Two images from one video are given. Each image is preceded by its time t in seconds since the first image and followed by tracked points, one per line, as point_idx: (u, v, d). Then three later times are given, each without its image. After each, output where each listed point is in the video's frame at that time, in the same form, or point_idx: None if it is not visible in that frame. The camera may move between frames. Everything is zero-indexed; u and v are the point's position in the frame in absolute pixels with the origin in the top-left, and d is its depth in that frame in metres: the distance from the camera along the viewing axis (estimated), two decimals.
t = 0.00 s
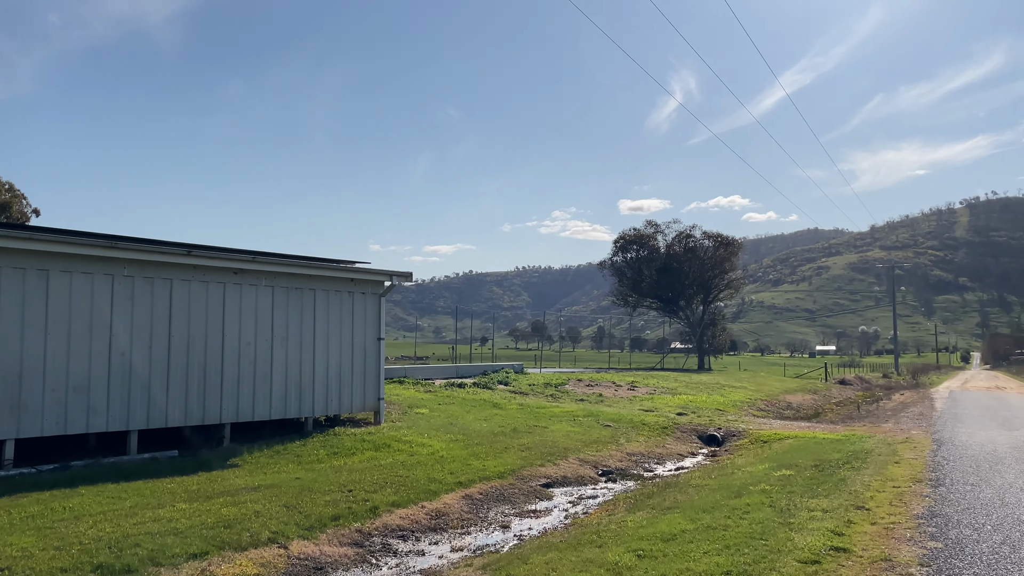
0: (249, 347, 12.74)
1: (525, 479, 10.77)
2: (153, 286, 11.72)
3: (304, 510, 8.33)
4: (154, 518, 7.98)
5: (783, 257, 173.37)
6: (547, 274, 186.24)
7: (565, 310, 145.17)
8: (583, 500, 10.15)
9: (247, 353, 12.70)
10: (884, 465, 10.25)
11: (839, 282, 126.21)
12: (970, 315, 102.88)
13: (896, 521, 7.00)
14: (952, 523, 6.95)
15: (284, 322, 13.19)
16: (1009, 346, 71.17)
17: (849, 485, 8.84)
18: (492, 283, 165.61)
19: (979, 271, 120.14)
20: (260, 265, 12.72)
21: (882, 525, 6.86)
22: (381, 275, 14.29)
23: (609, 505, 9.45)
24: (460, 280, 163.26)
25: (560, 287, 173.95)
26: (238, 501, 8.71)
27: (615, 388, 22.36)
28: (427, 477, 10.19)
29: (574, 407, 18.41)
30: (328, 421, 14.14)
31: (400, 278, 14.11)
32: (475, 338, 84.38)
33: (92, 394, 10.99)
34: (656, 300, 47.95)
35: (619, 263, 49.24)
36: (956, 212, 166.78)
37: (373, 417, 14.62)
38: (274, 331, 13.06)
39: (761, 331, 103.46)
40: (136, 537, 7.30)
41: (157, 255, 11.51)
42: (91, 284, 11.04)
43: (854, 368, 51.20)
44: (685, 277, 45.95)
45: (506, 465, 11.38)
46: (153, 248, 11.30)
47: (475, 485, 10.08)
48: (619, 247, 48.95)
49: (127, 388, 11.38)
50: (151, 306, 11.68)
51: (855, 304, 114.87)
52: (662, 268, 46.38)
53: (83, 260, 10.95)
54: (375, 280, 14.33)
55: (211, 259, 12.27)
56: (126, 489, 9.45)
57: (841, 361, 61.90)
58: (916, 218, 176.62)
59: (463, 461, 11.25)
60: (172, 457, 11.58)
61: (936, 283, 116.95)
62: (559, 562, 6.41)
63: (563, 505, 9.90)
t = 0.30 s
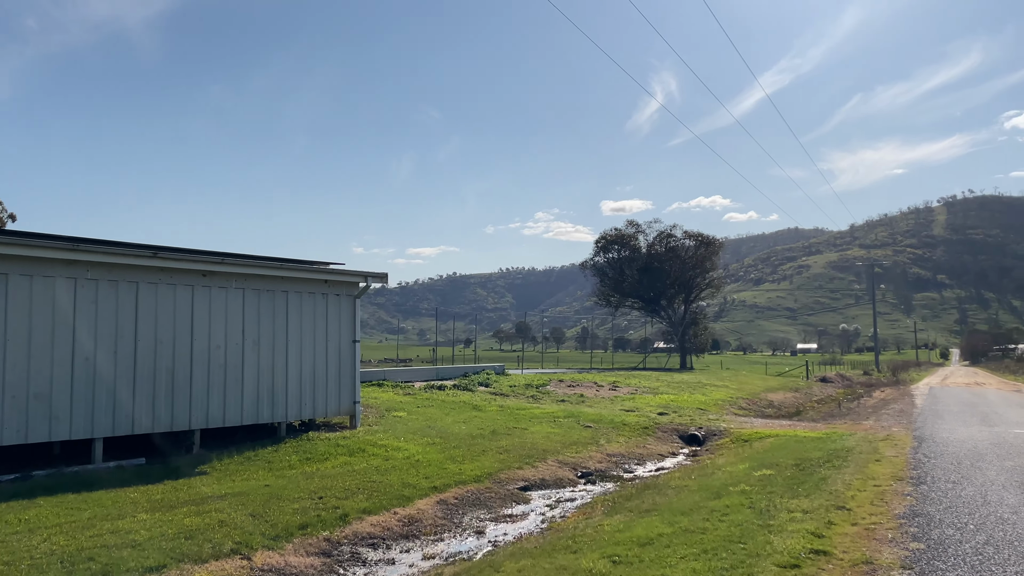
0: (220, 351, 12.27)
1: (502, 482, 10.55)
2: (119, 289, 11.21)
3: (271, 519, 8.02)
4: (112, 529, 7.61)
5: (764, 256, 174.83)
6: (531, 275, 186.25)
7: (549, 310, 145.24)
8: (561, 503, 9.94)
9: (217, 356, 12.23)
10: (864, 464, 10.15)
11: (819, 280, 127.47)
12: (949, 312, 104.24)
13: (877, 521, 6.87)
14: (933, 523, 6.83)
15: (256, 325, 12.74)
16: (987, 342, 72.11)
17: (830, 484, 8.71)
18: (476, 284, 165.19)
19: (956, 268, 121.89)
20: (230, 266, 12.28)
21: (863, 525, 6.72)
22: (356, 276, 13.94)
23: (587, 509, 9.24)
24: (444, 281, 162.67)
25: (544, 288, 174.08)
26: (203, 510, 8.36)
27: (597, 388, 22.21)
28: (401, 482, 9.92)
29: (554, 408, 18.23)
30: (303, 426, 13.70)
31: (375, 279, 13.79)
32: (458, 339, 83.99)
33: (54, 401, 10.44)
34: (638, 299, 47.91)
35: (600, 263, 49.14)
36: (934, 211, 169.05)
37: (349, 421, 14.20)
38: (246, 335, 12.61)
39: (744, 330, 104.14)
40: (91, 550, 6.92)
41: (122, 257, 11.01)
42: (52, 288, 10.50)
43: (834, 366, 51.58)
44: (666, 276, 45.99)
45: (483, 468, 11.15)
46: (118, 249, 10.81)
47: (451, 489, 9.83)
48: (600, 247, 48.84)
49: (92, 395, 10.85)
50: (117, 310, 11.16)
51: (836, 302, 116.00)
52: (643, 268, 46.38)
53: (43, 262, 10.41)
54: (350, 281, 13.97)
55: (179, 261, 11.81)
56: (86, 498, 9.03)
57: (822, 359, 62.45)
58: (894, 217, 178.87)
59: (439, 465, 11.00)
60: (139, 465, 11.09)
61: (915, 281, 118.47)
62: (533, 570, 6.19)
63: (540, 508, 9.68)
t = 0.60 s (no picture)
0: (192, 354, 11.86)
1: (483, 487, 10.27)
2: (85, 292, 10.76)
3: (239, 529, 7.67)
4: (69, 543, 7.24)
5: (753, 255, 175.57)
6: (520, 275, 186.08)
7: (539, 311, 145.07)
8: (542, 508, 9.68)
9: (188, 360, 11.82)
10: (852, 463, 9.95)
11: (807, 279, 128.06)
12: (936, 309, 104.89)
13: (865, 524, 6.64)
14: (924, 526, 6.60)
15: (228, 328, 12.34)
16: (974, 339, 72.51)
17: (817, 486, 8.49)
18: (465, 285, 164.75)
19: (943, 266, 122.83)
20: (202, 268, 11.88)
21: (851, 529, 6.48)
22: (333, 277, 13.59)
23: (568, 514, 8.98)
24: (433, 283, 162.14)
25: (534, 289, 173.98)
26: (167, 521, 8.00)
27: (584, 389, 21.99)
28: (377, 489, 9.61)
29: (540, 409, 17.98)
30: (279, 431, 13.31)
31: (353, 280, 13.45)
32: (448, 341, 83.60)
33: (16, 409, 9.96)
34: (625, 299, 47.74)
35: (588, 263, 48.93)
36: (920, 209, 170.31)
37: (327, 425, 13.85)
38: (218, 337, 12.21)
39: (733, 328, 104.42)
40: (42, 566, 6.53)
41: (88, 259, 10.57)
42: (13, 292, 10.02)
43: (823, 364, 51.73)
44: (653, 276, 45.90)
45: (464, 472, 10.87)
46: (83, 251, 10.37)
47: (429, 495, 9.54)
48: (587, 247, 48.63)
49: (57, 402, 10.39)
50: (83, 314, 10.71)
51: (824, 300, 116.51)
52: (630, 268, 46.29)
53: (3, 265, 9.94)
54: (327, 282, 13.61)
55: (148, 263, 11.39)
56: (46, 510, 8.62)
57: (812, 357, 62.58)
58: (881, 215, 180.07)
59: (418, 470, 10.71)
60: (108, 473, 10.64)
61: (902, 278, 119.26)
62: None
63: (521, 514, 9.41)
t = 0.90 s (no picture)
0: (164, 353, 11.38)
1: (461, 486, 10.04)
2: (51, 289, 10.24)
3: (205, 533, 7.38)
4: (23, 549, 6.90)
5: (742, 252, 176.22)
6: (510, 273, 185.79)
7: (529, 308, 144.97)
8: (522, 507, 9.44)
9: (161, 359, 11.33)
10: (837, 460, 9.78)
11: (795, 275, 128.66)
12: (922, 305, 105.63)
13: (848, 523, 6.44)
14: (908, 524, 6.42)
15: (202, 326, 11.87)
16: (960, 334, 73.00)
17: (801, 483, 8.29)
18: (454, 283, 164.38)
19: (929, 261, 123.71)
20: (174, 263, 11.43)
21: (835, 528, 6.29)
22: (310, 273, 13.22)
23: (547, 513, 8.76)
24: (422, 281, 161.52)
25: (523, 286, 173.76)
26: (129, 526, 7.68)
27: (569, 385, 21.81)
28: (352, 489, 9.34)
29: (524, 406, 17.78)
30: (255, 431, 12.88)
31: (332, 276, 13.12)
32: (437, 339, 83.24)
33: None
34: (613, 296, 47.59)
35: (575, 259, 48.71)
36: (906, 205, 171.56)
37: (306, 425, 13.45)
38: (192, 335, 11.74)
39: (722, 325, 104.70)
40: None
41: (54, 255, 10.07)
42: None
43: (810, 359, 51.86)
44: (641, 272, 45.81)
45: (443, 471, 10.63)
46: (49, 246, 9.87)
47: (406, 495, 9.29)
48: (574, 243, 48.40)
49: (22, 403, 9.86)
50: (49, 312, 10.20)
51: (812, 296, 117.09)
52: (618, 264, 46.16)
53: None
54: (304, 278, 13.24)
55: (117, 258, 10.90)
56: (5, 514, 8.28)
57: (799, 353, 62.87)
58: (868, 211, 181.29)
59: (396, 469, 10.46)
60: (76, 476, 10.20)
61: (888, 274, 120.04)
62: None
63: (499, 514, 9.17)
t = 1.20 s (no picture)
0: (133, 352, 10.96)
1: (439, 490, 9.77)
2: (13, 287, 9.81)
3: (168, 540, 7.06)
4: None
5: (732, 250, 176.70)
6: (500, 271, 185.45)
7: (519, 307, 144.75)
8: (500, 511, 9.19)
9: (130, 359, 10.91)
10: (823, 460, 9.57)
11: (785, 274, 129.08)
12: (911, 303, 106.16)
13: (833, 528, 6.22)
14: (895, 529, 6.21)
15: (173, 324, 11.47)
16: (948, 331, 73.35)
17: (786, 485, 8.08)
18: (445, 281, 163.85)
19: (917, 260, 124.37)
20: (144, 260, 11.01)
21: (819, 533, 6.07)
22: (287, 271, 12.87)
23: (526, 518, 8.51)
24: (412, 279, 160.90)
25: (514, 285, 173.42)
26: (88, 533, 7.27)
27: (556, 385, 21.57)
28: (326, 493, 9.05)
29: (509, 406, 17.53)
30: (229, 432, 12.50)
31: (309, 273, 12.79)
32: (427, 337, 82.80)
33: None
34: (601, 294, 47.37)
35: (563, 257, 48.41)
36: (894, 204, 172.45)
37: (283, 426, 13.10)
38: (163, 335, 11.33)
39: (712, 323, 104.87)
40: None
41: (16, 252, 9.64)
42: None
43: (799, 358, 51.89)
44: (629, 270, 45.64)
45: (421, 474, 10.35)
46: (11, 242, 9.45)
47: (381, 499, 9.01)
48: (563, 241, 48.12)
49: None
50: (11, 310, 9.77)
51: (801, 294, 117.50)
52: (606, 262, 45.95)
53: None
54: (281, 276, 12.86)
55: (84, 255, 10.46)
56: None
57: (789, 351, 62.96)
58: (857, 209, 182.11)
59: (373, 472, 10.17)
60: (40, 478, 9.78)
61: (877, 272, 120.62)
62: None
63: (477, 518, 8.91)
